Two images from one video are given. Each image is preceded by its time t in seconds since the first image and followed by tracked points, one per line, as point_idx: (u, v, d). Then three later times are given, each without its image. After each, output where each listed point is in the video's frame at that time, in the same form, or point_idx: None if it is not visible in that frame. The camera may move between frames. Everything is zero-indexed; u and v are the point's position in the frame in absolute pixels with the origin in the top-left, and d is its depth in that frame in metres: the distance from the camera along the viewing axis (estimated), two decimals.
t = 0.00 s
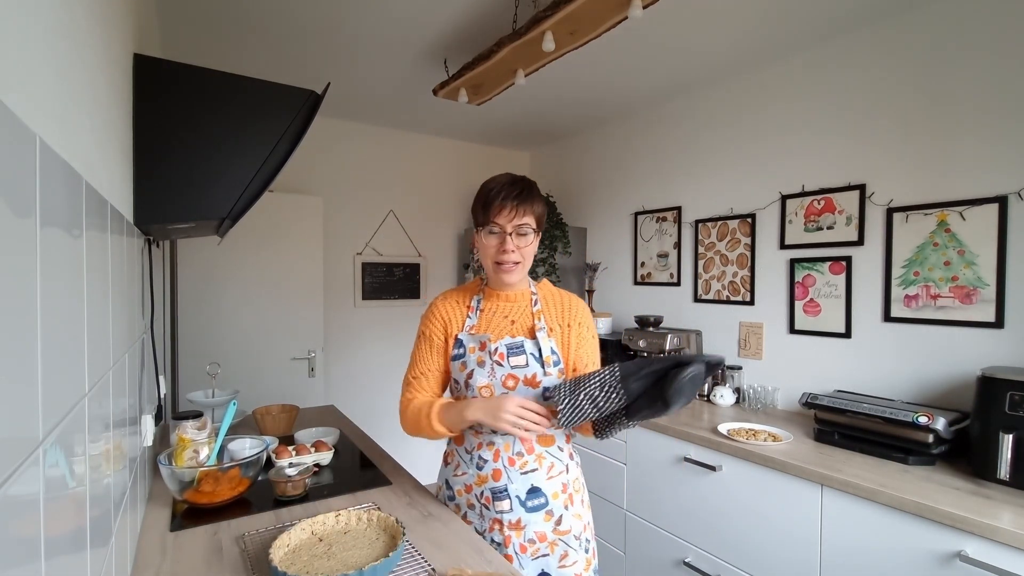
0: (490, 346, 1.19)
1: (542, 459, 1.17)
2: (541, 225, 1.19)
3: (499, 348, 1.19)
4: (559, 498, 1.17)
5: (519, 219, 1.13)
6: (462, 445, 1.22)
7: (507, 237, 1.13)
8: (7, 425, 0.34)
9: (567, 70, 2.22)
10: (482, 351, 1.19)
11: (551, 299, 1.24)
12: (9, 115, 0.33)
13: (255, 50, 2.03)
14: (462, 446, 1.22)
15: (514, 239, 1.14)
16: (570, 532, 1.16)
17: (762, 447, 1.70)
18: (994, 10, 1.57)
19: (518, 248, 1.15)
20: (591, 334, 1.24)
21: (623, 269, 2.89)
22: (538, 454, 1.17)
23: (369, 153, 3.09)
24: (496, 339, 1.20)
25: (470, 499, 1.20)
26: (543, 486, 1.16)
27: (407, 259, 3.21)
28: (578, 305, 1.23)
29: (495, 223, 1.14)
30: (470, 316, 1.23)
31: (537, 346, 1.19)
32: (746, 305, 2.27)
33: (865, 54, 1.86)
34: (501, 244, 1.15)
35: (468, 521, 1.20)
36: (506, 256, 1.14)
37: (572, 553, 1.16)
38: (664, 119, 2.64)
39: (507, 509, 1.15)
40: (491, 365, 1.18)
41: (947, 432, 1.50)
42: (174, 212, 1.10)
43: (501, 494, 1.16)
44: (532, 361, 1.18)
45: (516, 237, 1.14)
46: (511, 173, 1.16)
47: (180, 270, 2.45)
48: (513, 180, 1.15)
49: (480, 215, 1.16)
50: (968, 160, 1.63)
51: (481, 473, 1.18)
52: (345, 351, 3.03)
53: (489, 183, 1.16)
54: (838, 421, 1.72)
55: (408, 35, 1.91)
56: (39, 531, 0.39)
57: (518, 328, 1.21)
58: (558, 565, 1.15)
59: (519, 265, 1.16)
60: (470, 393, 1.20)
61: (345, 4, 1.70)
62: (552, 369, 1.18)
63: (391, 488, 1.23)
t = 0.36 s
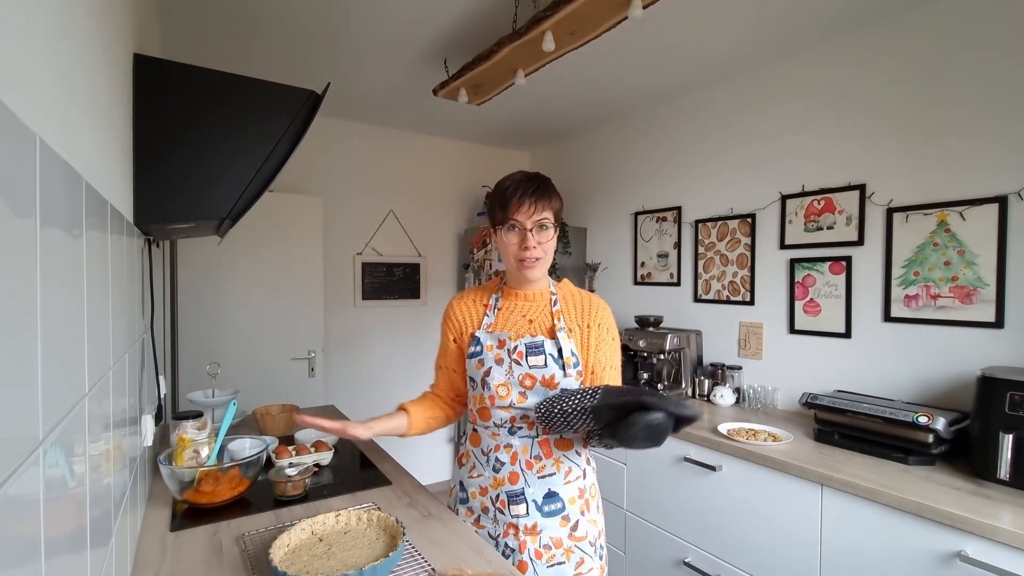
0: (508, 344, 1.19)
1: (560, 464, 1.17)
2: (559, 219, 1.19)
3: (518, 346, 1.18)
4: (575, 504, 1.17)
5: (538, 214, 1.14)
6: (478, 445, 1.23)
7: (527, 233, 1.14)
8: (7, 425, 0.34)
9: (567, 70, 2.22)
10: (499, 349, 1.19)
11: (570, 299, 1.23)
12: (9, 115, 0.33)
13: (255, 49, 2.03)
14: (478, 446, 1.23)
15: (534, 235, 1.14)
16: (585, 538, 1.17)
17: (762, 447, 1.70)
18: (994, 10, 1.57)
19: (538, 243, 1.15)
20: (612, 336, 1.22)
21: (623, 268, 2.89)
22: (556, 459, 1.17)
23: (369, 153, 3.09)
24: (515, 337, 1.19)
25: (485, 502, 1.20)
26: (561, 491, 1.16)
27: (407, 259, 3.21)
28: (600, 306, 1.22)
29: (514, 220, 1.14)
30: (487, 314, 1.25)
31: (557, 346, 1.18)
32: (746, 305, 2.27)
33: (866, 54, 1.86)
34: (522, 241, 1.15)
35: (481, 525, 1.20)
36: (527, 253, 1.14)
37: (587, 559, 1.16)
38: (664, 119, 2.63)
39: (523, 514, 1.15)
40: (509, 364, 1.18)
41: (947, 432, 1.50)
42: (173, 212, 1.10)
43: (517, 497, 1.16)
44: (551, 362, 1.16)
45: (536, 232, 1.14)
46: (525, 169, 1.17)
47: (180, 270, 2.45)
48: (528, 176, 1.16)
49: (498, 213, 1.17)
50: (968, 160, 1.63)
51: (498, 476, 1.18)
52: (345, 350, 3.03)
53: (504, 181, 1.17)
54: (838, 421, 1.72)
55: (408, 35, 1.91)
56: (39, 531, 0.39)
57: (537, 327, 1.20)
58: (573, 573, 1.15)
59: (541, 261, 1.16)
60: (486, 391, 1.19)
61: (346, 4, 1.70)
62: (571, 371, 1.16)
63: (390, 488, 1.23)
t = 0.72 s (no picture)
0: (512, 345, 1.19)
1: (562, 466, 1.16)
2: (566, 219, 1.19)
3: (521, 347, 1.18)
4: (578, 506, 1.16)
5: (543, 212, 1.14)
6: (482, 444, 1.24)
7: (531, 231, 1.14)
8: (8, 425, 0.34)
9: (567, 70, 2.22)
10: (503, 349, 1.20)
11: (576, 299, 1.21)
12: (10, 115, 0.33)
13: (255, 49, 2.03)
14: (482, 445, 1.24)
15: (539, 233, 1.14)
16: (587, 540, 1.16)
17: (762, 447, 1.71)
18: (994, 10, 1.57)
19: (542, 241, 1.15)
20: (619, 337, 1.20)
21: (623, 268, 2.89)
22: (559, 460, 1.16)
23: (369, 153, 3.09)
24: (519, 337, 1.20)
25: (487, 501, 1.21)
26: (563, 492, 1.16)
27: (407, 259, 3.21)
28: (606, 307, 1.20)
29: (519, 217, 1.15)
30: (493, 314, 1.26)
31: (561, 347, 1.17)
32: (746, 305, 2.27)
33: (866, 54, 1.86)
34: (527, 239, 1.15)
35: (484, 523, 1.21)
36: (531, 250, 1.15)
37: (589, 561, 1.16)
38: (664, 119, 2.63)
39: (524, 514, 1.15)
40: (512, 364, 1.18)
41: (947, 432, 1.50)
42: (175, 213, 1.10)
43: (519, 498, 1.16)
44: (554, 363, 1.16)
45: (540, 230, 1.14)
46: (533, 168, 1.17)
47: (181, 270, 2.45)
48: (536, 174, 1.16)
49: (505, 211, 1.17)
50: (967, 160, 1.63)
51: (500, 475, 1.19)
52: (345, 350, 3.03)
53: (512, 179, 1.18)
54: (838, 421, 1.72)
55: (408, 35, 1.91)
56: (39, 531, 0.39)
57: (541, 328, 1.20)
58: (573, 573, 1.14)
59: (545, 259, 1.16)
60: (491, 390, 1.20)
61: (346, 4, 1.70)
62: (575, 372, 1.15)
63: (390, 488, 1.23)
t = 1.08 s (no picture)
0: (506, 346, 1.19)
1: (558, 462, 1.17)
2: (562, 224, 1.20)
3: (516, 349, 1.18)
4: (574, 502, 1.17)
5: (540, 213, 1.15)
6: (476, 444, 1.23)
7: (528, 230, 1.14)
8: (7, 425, 0.34)
9: (568, 70, 2.22)
10: (497, 351, 1.20)
11: (568, 302, 1.23)
12: (10, 115, 0.33)
13: (255, 49, 2.03)
14: (476, 445, 1.23)
15: (534, 233, 1.14)
16: (583, 537, 1.16)
17: (762, 447, 1.71)
18: (994, 10, 1.57)
19: (537, 241, 1.15)
20: (608, 339, 1.23)
21: (623, 268, 2.89)
22: (554, 457, 1.17)
23: (369, 153, 3.08)
24: (513, 339, 1.20)
25: (483, 501, 1.19)
26: (559, 488, 1.16)
27: (407, 259, 3.21)
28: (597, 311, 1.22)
29: (516, 216, 1.15)
30: (485, 316, 1.24)
31: (555, 349, 1.19)
32: (746, 305, 2.27)
33: (866, 54, 1.86)
34: (523, 236, 1.15)
35: (479, 524, 1.19)
36: (525, 249, 1.15)
37: (585, 558, 1.16)
38: (664, 119, 2.63)
39: (521, 512, 1.15)
40: (507, 366, 1.18)
41: (947, 432, 1.50)
42: (175, 213, 1.10)
43: (515, 495, 1.16)
44: (548, 366, 1.17)
45: (536, 230, 1.14)
46: (533, 172, 1.18)
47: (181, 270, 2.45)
48: (535, 178, 1.17)
49: (502, 211, 1.18)
50: (967, 160, 1.63)
51: (496, 474, 1.18)
52: (345, 350, 3.03)
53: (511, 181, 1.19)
54: (838, 421, 1.72)
55: (408, 35, 1.91)
56: (38, 531, 0.39)
57: (534, 330, 1.21)
58: (571, 572, 1.14)
59: (539, 259, 1.16)
60: (484, 393, 1.19)
61: (346, 4, 1.70)
62: (568, 374, 1.17)
63: (389, 488, 1.23)
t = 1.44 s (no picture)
0: (500, 350, 1.19)
1: (550, 462, 1.18)
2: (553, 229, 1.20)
3: (509, 352, 1.18)
4: (564, 502, 1.18)
5: (529, 218, 1.14)
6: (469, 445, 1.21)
7: (518, 235, 1.14)
8: (8, 425, 0.34)
9: (567, 70, 2.22)
10: (491, 354, 1.19)
11: (558, 305, 1.24)
12: (10, 115, 0.33)
13: (254, 49, 2.03)
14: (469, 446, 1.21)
15: (525, 238, 1.14)
16: (572, 536, 1.18)
17: (762, 447, 1.70)
18: (994, 10, 1.57)
19: (528, 246, 1.15)
20: (597, 340, 1.24)
21: (623, 268, 2.89)
22: (547, 457, 1.17)
23: (368, 153, 3.08)
24: (507, 343, 1.20)
25: (475, 500, 1.18)
26: (551, 488, 1.17)
27: (407, 259, 3.21)
28: (585, 313, 1.24)
29: (506, 222, 1.15)
30: (477, 320, 1.23)
31: (547, 351, 1.19)
32: (746, 305, 2.27)
33: (866, 54, 1.86)
34: (514, 241, 1.15)
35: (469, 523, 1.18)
36: (516, 255, 1.15)
37: (573, 557, 1.17)
38: (664, 119, 2.63)
39: (513, 510, 1.15)
40: (501, 368, 1.18)
41: (947, 432, 1.50)
42: (175, 213, 1.10)
43: (508, 495, 1.15)
44: (541, 367, 1.18)
45: (526, 235, 1.14)
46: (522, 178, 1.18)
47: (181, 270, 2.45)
48: (525, 185, 1.17)
49: (492, 217, 1.18)
50: (967, 160, 1.63)
51: (490, 473, 1.17)
52: (345, 350, 3.03)
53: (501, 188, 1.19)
54: (838, 421, 1.72)
55: (408, 35, 1.91)
56: (39, 531, 0.39)
57: (525, 333, 1.21)
58: (560, 570, 1.15)
59: (529, 264, 1.16)
60: (478, 396, 1.18)
61: (346, 4, 1.70)
62: (561, 375, 1.18)
63: (390, 488, 1.23)
